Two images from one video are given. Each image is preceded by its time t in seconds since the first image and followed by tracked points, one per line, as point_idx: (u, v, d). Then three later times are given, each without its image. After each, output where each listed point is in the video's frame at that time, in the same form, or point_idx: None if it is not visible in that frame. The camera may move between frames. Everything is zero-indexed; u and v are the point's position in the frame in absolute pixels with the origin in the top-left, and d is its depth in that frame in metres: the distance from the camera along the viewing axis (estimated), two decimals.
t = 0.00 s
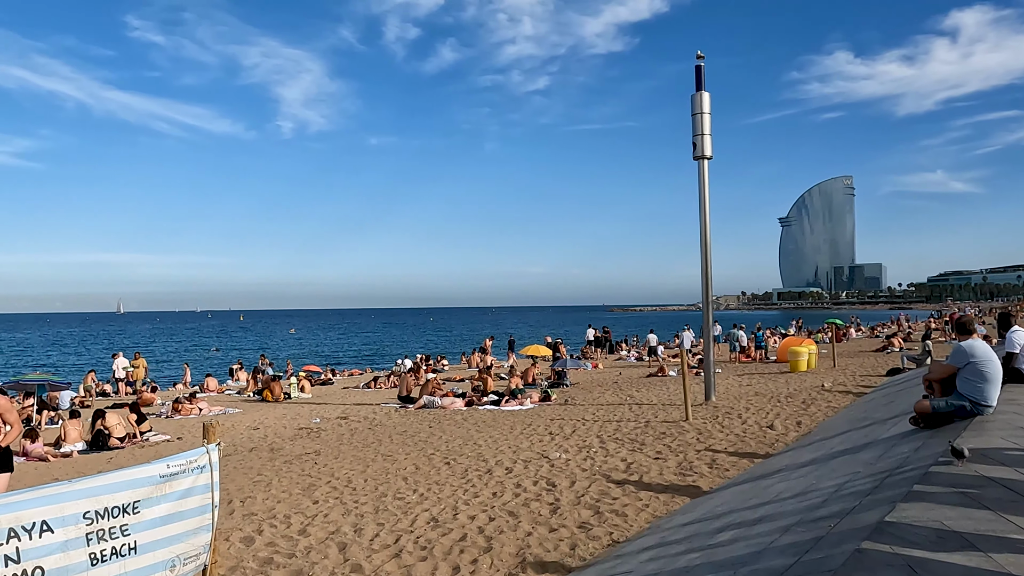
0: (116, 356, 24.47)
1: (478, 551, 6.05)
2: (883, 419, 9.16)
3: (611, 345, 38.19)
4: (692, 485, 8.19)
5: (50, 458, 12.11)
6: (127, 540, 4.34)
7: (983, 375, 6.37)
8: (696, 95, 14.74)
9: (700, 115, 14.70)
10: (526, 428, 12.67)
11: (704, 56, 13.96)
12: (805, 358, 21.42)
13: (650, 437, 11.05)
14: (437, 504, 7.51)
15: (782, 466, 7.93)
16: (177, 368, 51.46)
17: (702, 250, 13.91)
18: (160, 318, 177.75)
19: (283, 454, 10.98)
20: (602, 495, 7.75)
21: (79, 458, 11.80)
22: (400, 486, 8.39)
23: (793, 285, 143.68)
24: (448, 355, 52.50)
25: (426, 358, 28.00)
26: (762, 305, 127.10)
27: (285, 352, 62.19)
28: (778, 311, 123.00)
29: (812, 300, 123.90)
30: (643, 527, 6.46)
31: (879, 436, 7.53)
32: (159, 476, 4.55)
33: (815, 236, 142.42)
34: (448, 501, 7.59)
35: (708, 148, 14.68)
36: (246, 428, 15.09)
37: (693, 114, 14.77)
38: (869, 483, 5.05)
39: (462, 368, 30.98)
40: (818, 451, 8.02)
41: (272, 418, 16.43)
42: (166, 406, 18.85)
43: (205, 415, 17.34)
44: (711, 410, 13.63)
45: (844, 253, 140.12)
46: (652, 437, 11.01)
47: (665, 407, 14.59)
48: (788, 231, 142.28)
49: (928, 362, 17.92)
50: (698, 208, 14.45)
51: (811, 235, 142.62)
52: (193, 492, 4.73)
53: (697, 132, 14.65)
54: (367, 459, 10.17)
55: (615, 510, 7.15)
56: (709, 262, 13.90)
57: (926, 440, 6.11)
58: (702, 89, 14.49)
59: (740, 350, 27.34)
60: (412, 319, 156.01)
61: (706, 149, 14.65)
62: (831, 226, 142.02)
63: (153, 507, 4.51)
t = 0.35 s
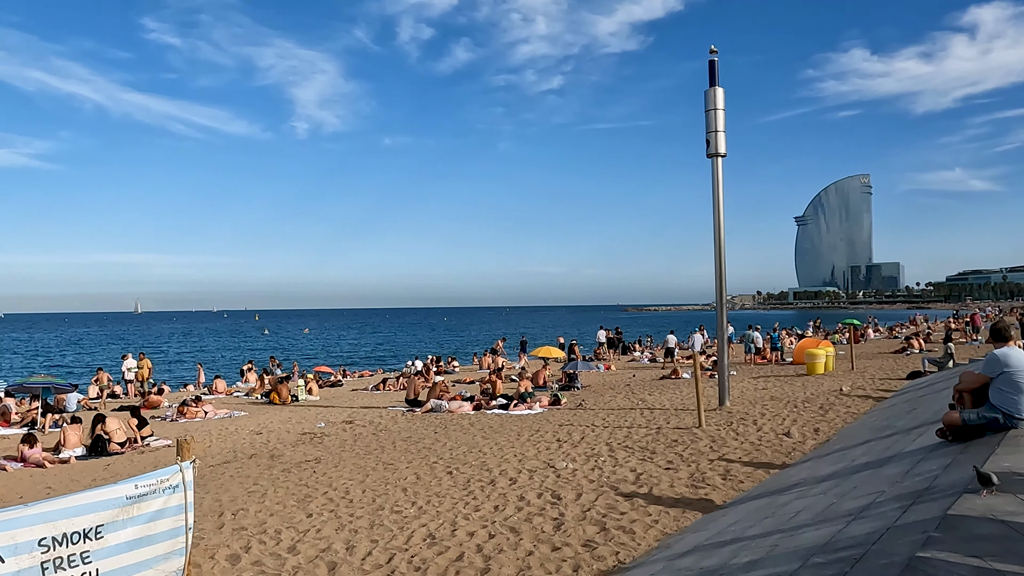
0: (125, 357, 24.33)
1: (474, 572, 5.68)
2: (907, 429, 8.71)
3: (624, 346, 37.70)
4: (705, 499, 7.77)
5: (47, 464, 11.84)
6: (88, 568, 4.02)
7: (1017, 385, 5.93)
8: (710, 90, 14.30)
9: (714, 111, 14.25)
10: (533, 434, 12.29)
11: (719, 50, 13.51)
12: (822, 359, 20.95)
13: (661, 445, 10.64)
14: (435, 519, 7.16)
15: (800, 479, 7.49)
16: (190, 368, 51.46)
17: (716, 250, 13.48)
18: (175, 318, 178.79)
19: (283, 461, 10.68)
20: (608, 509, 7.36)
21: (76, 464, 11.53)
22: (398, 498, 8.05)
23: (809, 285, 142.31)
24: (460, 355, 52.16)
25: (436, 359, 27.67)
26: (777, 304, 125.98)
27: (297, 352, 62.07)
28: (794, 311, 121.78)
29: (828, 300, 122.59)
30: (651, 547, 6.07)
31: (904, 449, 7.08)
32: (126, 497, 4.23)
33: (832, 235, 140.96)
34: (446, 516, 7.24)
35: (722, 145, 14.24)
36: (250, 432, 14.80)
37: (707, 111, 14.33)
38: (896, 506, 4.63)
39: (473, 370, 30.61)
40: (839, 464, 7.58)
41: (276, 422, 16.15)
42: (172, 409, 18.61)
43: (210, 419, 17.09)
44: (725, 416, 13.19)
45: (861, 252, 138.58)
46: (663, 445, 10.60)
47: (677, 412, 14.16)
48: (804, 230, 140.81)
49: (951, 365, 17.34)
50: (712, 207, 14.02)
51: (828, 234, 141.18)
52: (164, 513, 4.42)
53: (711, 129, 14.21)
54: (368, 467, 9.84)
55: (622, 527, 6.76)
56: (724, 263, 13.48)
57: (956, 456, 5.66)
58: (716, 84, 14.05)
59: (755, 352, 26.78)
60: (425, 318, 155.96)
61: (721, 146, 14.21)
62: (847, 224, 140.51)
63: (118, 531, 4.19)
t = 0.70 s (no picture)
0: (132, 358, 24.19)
1: None
2: (927, 435, 8.24)
3: (636, 346, 37.22)
4: (712, 509, 7.36)
5: (42, 467, 11.59)
6: None
7: None
8: (720, 83, 13.85)
9: (724, 105, 13.80)
10: (538, 439, 11.91)
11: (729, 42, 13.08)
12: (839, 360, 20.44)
13: (669, 451, 10.23)
14: (426, 530, 6.81)
15: (813, 488, 7.07)
16: (201, 368, 51.51)
17: (727, 248, 13.04)
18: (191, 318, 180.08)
19: (278, 467, 10.38)
20: (609, 521, 6.97)
21: (70, 468, 11.29)
22: (390, 507, 7.70)
23: (825, 284, 140.90)
24: (471, 355, 51.86)
25: (445, 359, 27.35)
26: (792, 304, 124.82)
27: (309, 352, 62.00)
28: (810, 310, 120.57)
29: (845, 299, 121.28)
30: (651, 564, 5.69)
31: (924, 458, 6.64)
32: (75, 515, 3.90)
33: (849, 234, 139.45)
34: (438, 527, 6.89)
35: (733, 140, 13.79)
36: (251, 435, 14.53)
37: (717, 105, 13.90)
38: (917, 527, 4.23)
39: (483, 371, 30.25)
40: (855, 473, 7.14)
41: (278, 425, 15.88)
42: (175, 411, 18.38)
43: (212, 421, 16.85)
44: (737, 419, 12.74)
45: (879, 251, 137.00)
46: (671, 451, 10.18)
47: (687, 415, 13.73)
48: (821, 229, 139.41)
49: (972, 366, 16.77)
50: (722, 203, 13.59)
51: (844, 233, 139.66)
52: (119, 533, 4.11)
53: (722, 124, 13.77)
54: (363, 474, 9.50)
55: (623, 541, 6.37)
56: (735, 261, 13.04)
57: (982, 468, 5.23)
58: (726, 77, 13.60)
59: (770, 352, 26.23)
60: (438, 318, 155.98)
61: (732, 141, 13.78)
62: (864, 223, 138.96)
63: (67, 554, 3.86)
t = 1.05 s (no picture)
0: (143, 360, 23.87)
1: None
2: (950, 445, 7.80)
3: (648, 347, 36.74)
4: (721, 524, 6.94)
5: (35, 473, 11.30)
6: None
7: None
8: (732, 78, 13.43)
9: (735, 99, 13.39)
10: (542, 445, 11.53)
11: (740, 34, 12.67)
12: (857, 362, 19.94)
13: (678, 459, 9.82)
14: (418, 546, 6.45)
15: (829, 503, 6.64)
16: (211, 368, 51.47)
17: (739, 248, 12.62)
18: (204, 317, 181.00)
19: (273, 474, 10.05)
20: (612, 536, 6.57)
21: (63, 474, 11.01)
22: (384, 519, 7.36)
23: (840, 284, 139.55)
24: (482, 356, 51.50)
25: (453, 360, 27.00)
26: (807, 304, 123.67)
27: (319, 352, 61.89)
28: (825, 310, 119.38)
29: (861, 299, 119.99)
30: None
31: (948, 471, 6.21)
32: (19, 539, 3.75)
33: (864, 233, 138.04)
34: (431, 542, 6.53)
35: (745, 136, 13.37)
36: (251, 439, 14.23)
37: (728, 100, 13.48)
38: (944, 556, 3.82)
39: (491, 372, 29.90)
40: (874, 487, 6.71)
41: (280, 429, 15.57)
42: (178, 413, 18.13)
43: (214, 425, 16.58)
44: (749, 425, 12.30)
45: (894, 250, 135.52)
46: (679, 459, 9.77)
47: (697, 420, 13.30)
48: (836, 228, 138.07)
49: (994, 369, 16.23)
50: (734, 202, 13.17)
51: (860, 232, 138.27)
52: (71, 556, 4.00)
53: (733, 119, 13.36)
54: (359, 482, 9.16)
55: (625, 559, 5.98)
56: (747, 261, 12.63)
57: (1015, 486, 4.81)
58: (738, 71, 13.18)
59: (783, 354, 25.70)
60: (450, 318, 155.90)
61: (744, 138, 13.35)
62: (880, 222, 137.51)
63: None
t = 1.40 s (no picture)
0: (141, 362, 22.76)
1: None
2: (973, 457, 7.33)
3: (658, 349, 36.26)
4: (728, 542, 6.50)
5: (23, 480, 10.98)
6: None
7: None
8: (742, 72, 12.97)
9: (745, 94, 12.93)
10: (543, 452, 11.12)
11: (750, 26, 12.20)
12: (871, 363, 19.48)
13: (684, 469, 9.38)
14: (404, 566, 6.07)
15: (844, 521, 6.20)
16: (220, 368, 51.43)
17: (750, 248, 12.17)
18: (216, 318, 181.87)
19: (264, 483, 9.70)
20: (611, 556, 6.15)
21: (51, 482, 10.72)
22: (372, 535, 6.98)
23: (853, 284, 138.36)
24: (491, 357, 51.07)
25: (460, 362, 26.61)
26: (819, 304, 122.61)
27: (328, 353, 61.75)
28: (838, 310, 118.24)
29: (874, 299, 118.84)
30: None
31: (972, 489, 5.76)
32: None
33: (878, 233, 136.71)
34: (418, 562, 6.14)
35: (755, 132, 12.91)
36: (248, 444, 13.91)
37: (738, 95, 13.02)
38: None
39: (498, 374, 29.52)
40: (891, 504, 6.25)
41: (278, 433, 15.25)
42: (177, 417, 17.85)
43: (213, 429, 16.28)
44: (759, 432, 11.83)
45: (908, 250, 134.19)
46: (686, 469, 9.33)
47: (706, 427, 12.85)
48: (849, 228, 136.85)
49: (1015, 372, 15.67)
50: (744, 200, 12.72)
51: (873, 231, 136.95)
52: None
53: (743, 115, 12.90)
54: (350, 492, 8.80)
55: None
56: (758, 262, 12.18)
57: None
58: (748, 65, 12.73)
59: (796, 356, 25.16)
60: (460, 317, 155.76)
61: (754, 134, 12.89)
62: (894, 221, 136.17)
63: None
